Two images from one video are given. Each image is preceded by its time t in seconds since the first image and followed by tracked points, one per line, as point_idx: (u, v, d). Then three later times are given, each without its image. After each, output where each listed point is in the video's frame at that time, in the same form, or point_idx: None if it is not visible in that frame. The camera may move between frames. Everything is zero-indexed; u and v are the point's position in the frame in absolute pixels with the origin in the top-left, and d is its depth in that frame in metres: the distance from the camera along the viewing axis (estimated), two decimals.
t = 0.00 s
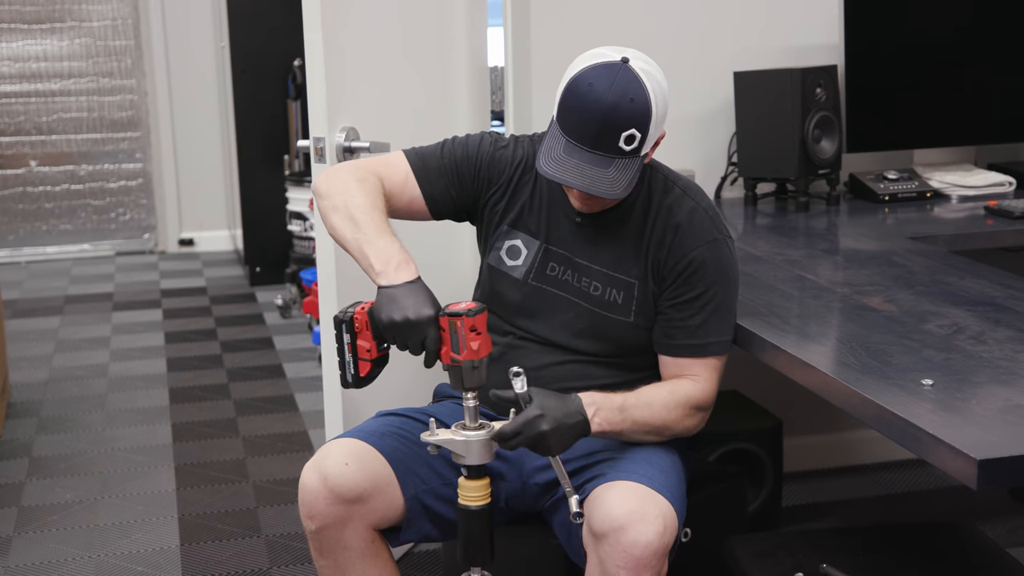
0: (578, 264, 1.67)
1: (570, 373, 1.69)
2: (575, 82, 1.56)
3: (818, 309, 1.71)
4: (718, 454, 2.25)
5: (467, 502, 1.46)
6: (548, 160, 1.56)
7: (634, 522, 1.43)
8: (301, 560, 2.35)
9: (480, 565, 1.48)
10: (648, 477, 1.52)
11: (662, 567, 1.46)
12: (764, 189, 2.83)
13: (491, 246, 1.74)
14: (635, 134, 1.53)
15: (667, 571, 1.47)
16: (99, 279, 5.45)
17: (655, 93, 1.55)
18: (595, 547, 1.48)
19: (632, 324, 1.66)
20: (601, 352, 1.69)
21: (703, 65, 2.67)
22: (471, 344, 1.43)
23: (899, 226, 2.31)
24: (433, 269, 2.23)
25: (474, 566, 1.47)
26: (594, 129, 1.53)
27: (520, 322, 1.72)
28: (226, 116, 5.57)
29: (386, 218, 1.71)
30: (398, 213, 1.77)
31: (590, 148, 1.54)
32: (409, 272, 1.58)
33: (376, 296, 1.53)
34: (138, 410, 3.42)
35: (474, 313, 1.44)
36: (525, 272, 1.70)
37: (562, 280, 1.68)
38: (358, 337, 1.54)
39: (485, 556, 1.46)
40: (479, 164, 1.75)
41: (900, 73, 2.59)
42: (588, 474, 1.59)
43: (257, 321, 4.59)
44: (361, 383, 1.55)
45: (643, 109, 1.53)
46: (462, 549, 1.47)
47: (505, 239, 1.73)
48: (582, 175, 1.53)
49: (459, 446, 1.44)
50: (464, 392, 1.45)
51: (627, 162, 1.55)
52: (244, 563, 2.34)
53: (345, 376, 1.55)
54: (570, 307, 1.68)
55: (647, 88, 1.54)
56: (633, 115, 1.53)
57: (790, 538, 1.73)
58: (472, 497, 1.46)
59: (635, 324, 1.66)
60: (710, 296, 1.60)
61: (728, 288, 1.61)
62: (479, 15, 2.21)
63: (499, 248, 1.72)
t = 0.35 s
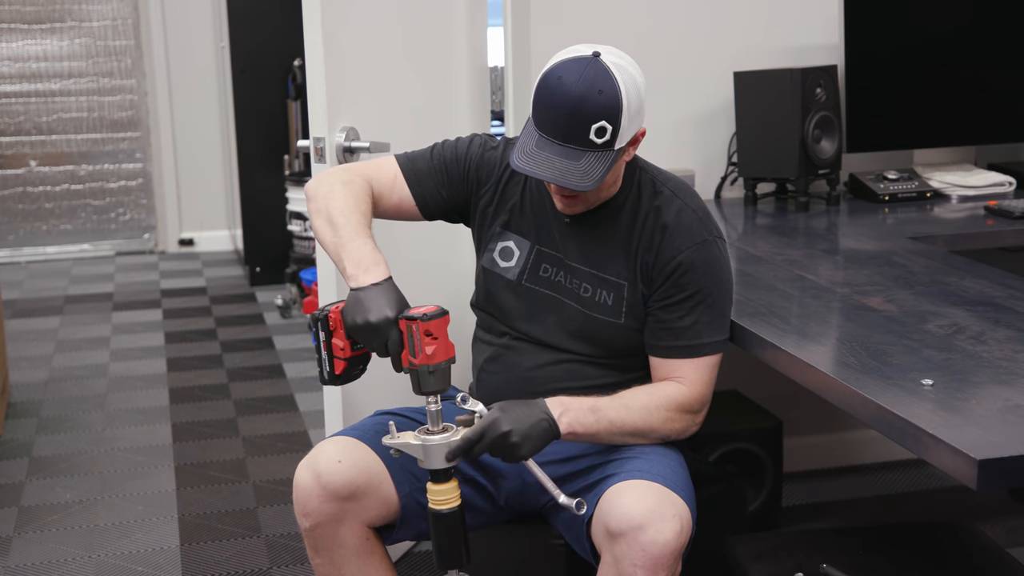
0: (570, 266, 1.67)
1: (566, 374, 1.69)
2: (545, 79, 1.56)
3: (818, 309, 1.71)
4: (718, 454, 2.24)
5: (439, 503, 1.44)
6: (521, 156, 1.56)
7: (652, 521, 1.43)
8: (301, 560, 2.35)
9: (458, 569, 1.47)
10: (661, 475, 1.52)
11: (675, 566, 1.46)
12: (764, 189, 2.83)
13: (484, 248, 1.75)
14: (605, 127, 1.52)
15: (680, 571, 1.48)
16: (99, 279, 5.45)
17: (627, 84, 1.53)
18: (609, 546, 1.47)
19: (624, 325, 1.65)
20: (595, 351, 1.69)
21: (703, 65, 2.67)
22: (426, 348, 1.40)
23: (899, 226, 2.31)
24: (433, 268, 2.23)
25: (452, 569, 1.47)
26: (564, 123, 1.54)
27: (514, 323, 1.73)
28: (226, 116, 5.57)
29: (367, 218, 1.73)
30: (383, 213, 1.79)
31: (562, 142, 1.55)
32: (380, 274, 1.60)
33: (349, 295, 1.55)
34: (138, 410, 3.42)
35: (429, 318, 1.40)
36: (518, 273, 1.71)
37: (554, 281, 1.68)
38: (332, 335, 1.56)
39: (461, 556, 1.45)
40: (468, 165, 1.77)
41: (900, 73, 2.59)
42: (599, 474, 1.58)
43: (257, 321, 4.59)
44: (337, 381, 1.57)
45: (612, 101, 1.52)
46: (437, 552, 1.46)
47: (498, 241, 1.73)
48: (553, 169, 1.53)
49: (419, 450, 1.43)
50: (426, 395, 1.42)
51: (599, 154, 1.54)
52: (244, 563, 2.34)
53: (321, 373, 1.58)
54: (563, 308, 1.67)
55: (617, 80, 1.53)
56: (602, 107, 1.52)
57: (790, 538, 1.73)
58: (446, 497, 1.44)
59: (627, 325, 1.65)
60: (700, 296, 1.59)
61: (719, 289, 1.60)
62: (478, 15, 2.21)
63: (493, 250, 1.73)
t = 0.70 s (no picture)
0: (571, 263, 1.67)
1: (567, 373, 1.69)
2: (544, 77, 1.56)
3: (818, 309, 1.71)
4: (718, 454, 2.25)
5: (441, 502, 1.43)
6: (521, 154, 1.57)
7: (651, 521, 1.43)
8: (302, 560, 2.35)
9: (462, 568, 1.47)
10: (661, 475, 1.52)
11: (676, 567, 1.46)
12: (764, 189, 2.83)
13: (486, 246, 1.75)
14: (604, 125, 1.52)
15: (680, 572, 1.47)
16: (99, 279, 5.45)
17: (626, 83, 1.53)
18: (609, 546, 1.47)
19: (626, 323, 1.65)
20: (596, 350, 1.68)
21: (703, 65, 2.67)
22: (428, 348, 1.41)
23: (899, 226, 2.31)
24: (435, 268, 2.23)
25: (454, 569, 1.46)
26: (563, 121, 1.54)
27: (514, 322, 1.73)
28: (226, 116, 5.57)
29: (371, 215, 1.72)
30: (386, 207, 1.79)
31: (561, 140, 1.55)
32: (386, 273, 1.60)
33: (352, 296, 1.55)
34: (138, 410, 3.42)
35: (432, 318, 1.41)
36: (519, 271, 1.71)
37: (554, 279, 1.68)
38: (336, 335, 1.55)
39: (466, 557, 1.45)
40: (471, 164, 1.77)
41: (900, 72, 2.59)
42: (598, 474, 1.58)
43: (257, 321, 4.59)
44: (341, 380, 1.57)
45: (612, 99, 1.52)
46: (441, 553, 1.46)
47: (500, 239, 1.73)
48: (552, 168, 1.53)
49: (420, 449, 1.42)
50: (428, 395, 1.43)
51: (599, 152, 1.54)
52: (244, 563, 2.34)
53: (325, 372, 1.58)
54: (564, 306, 1.68)
55: (617, 78, 1.53)
56: (601, 106, 1.52)
57: (790, 538, 1.73)
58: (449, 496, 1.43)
59: (628, 323, 1.65)
60: (702, 292, 1.59)
61: (721, 285, 1.59)
62: (478, 15, 2.21)
63: (495, 248, 1.73)
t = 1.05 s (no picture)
0: (575, 262, 1.67)
1: (572, 372, 1.69)
2: (546, 75, 1.56)
3: (818, 309, 1.71)
4: (718, 454, 2.25)
5: (461, 494, 1.47)
6: (524, 153, 1.57)
7: (653, 522, 1.43)
8: (302, 560, 2.35)
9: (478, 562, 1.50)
10: (663, 477, 1.52)
11: (677, 568, 1.46)
12: (764, 189, 2.83)
13: (493, 246, 1.75)
14: (607, 121, 1.52)
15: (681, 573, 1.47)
16: (99, 279, 5.45)
17: (628, 79, 1.54)
18: (611, 547, 1.47)
19: (630, 321, 1.65)
20: (601, 349, 1.68)
21: (703, 66, 2.67)
22: (476, 335, 1.46)
23: (899, 226, 2.31)
24: (435, 268, 2.23)
25: (472, 561, 1.49)
26: (566, 119, 1.54)
27: (518, 321, 1.73)
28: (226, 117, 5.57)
29: (384, 215, 1.72)
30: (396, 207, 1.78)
31: (564, 137, 1.55)
32: (403, 261, 1.60)
33: (374, 286, 1.54)
34: (138, 410, 3.42)
35: (480, 305, 1.46)
36: (525, 270, 1.71)
37: (560, 278, 1.68)
38: (354, 325, 1.53)
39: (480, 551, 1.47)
40: (479, 164, 1.77)
41: (900, 72, 2.59)
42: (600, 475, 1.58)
43: (257, 321, 4.59)
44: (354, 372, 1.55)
45: (614, 95, 1.52)
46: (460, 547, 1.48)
47: (508, 239, 1.73)
48: (556, 165, 1.53)
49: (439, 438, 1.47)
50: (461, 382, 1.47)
51: (603, 148, 1.54)
52: (244, 563, 2.34)
53: (337, 364, 1.54)
54: (569, 305, 1.68)
55: (618, 74, 1.53)
56: (604, 102, 1.52)
57: (791, 538, 1.73)
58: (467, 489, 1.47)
59: (633, 322, 1.65)
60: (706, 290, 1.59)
61: (724, 283, 1.59)
62: (479, 15, 2.21)
63: (501, 248, 1.73)
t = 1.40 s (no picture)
0: (568, 263, 1.67)
1: (566, 374, 1.69)
2: (522, 76, 1.57)
3: (818, 309, 1.71)
4: (718, 454, 2.25)
5: (465, 499, 1.41)
6: (506, 155, 1.57)
7: (655, 523, 1.43)
8: (302, 560, 2.35)
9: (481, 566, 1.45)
10: (665, 478, 1.52)
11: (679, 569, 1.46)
12: (764, 189, 2.83)
13: (482, 249, 1.76)
14: (586, 117, 1.52)
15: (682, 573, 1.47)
16: (99, 279, 5.45)
17: (602, 73, 1.53)
18: (613, 548, 1.47)
19: (625, 322, 1.64)
20: (595, 351, 1.68)
21: (703, 66, 2.67)
22: (356, 270, 1.50)
23: (899, 226, 2.31)
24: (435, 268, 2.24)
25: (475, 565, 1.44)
26: (545, 117, 1.54)
27: (511, 323, 1.73)
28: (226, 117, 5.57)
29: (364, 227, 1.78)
30: (392, 249, 1.83)
31: (544, 136, 1.55)
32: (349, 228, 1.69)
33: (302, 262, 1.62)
34: (137, 410, 3.42)
35: (358, 243, 1.53)
36: (515, 273, 1.71)
37: (551, 279, 1.69)
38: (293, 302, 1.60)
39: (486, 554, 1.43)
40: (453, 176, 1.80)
41: (900, 72, 2.59)
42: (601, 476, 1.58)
43: (257, 321, 4.59)
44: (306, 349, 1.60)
45: (590, 90, 1.52)
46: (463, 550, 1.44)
47: (493, 242, 1.74)
48: (538, 165, 1.53)
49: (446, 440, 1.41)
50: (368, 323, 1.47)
51: (583, 145, 1.54)
52: (244, 563, 2.34)
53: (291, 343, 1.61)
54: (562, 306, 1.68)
55: (593, 69, 1.53)
56: (580, 98, 1.52)
57: (791, 538, 1.73)
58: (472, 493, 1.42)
59: (628, 323, 1.65)
60: (702, 291, 1.59)
61: (720, 284, 1.59)
62: (478, 16, 2.23)
63: (489, 251, 1.74)
